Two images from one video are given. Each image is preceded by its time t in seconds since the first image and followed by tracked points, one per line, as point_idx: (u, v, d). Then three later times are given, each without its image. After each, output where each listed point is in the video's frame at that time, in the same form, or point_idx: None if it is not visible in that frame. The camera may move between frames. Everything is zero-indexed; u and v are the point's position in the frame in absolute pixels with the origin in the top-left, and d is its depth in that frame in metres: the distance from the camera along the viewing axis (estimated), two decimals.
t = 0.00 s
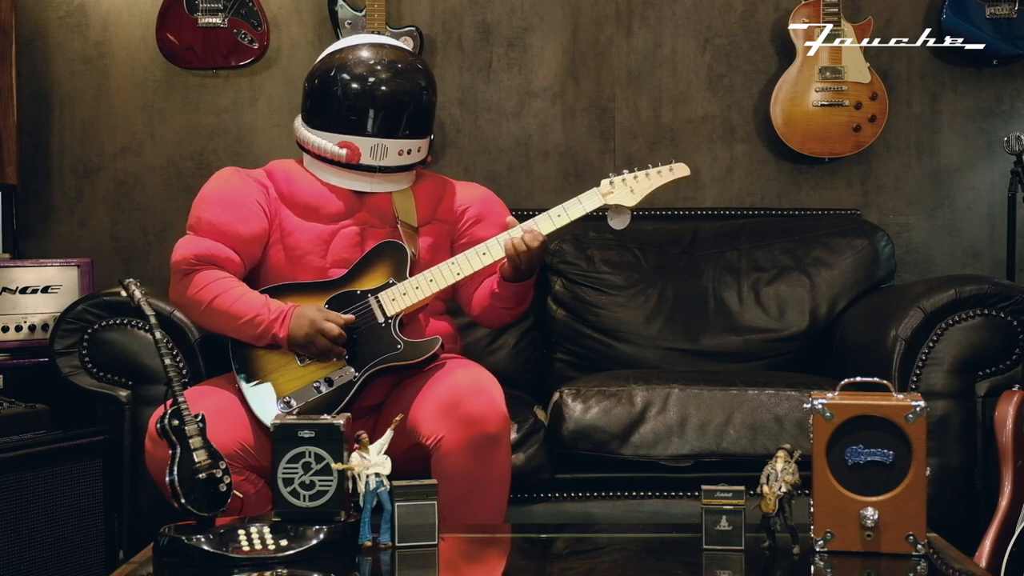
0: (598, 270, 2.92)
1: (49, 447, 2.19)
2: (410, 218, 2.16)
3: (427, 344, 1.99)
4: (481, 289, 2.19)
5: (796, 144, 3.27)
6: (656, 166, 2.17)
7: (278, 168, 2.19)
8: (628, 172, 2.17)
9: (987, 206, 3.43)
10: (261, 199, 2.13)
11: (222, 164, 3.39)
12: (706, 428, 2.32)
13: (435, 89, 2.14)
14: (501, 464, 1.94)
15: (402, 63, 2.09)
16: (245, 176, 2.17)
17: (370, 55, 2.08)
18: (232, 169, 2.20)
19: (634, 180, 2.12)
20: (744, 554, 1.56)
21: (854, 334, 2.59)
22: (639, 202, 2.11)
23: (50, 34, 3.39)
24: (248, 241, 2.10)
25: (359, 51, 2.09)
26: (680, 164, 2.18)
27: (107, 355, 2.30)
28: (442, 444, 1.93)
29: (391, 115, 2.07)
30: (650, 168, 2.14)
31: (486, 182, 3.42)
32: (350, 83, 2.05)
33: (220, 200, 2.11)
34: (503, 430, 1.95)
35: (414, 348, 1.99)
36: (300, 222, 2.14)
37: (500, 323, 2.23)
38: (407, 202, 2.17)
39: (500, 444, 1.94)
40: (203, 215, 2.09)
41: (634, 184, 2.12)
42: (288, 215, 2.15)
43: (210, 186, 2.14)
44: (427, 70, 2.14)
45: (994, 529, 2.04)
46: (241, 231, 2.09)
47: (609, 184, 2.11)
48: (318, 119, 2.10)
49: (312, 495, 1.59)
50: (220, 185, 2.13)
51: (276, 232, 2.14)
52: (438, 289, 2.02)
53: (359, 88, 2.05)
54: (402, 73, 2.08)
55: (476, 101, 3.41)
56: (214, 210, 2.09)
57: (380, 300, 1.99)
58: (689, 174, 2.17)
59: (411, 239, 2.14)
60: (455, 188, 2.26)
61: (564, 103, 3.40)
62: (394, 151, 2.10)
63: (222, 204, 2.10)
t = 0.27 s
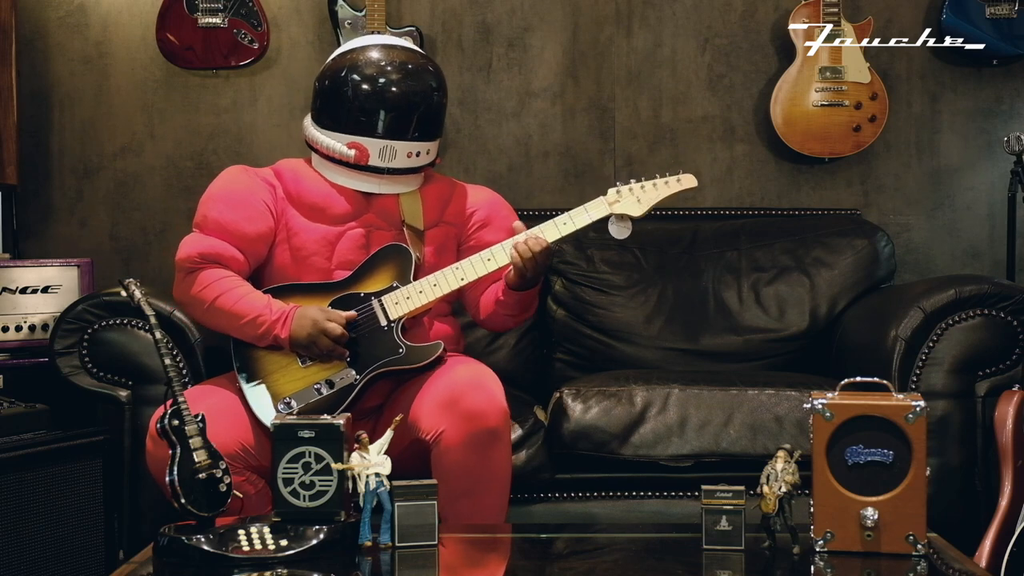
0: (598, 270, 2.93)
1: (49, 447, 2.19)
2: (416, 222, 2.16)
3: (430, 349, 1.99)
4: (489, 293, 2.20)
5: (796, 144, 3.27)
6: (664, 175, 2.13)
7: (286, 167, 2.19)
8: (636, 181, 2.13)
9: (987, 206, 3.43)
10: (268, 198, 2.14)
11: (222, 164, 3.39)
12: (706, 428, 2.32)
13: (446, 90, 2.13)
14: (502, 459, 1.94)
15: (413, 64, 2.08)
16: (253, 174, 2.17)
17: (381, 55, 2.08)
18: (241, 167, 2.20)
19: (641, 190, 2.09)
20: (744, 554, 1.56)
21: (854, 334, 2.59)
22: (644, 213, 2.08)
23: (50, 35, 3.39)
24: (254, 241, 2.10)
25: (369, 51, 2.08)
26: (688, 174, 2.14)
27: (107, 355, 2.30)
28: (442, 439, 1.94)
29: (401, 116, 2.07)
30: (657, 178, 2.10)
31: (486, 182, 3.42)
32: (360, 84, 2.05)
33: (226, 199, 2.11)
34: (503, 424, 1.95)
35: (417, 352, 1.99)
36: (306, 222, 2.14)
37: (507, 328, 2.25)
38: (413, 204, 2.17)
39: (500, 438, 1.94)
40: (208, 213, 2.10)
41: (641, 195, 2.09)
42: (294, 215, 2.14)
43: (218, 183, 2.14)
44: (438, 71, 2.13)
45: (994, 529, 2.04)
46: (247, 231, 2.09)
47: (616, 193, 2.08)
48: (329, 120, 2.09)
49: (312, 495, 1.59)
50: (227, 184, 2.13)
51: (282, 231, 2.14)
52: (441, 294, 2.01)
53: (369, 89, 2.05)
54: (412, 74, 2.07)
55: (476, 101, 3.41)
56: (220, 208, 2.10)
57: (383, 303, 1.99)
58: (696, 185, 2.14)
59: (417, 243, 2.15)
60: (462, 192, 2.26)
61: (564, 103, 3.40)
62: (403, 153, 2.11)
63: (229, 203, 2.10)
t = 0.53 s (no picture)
0: (598, 270, 2.94)
1: (49, 447, 2.19)
2: (420, 223, 2.16)
3: (432, 350, 2.00)
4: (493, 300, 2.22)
5: (796, 144, 3.27)
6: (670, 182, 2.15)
7: (291, 165, 2.19)
8: (641, 188, 2.16)
9: (987, 206, 3.43)
10: (273, 196, 2.13)
11: (222, 164, 3.39)
12: (706, 428, 2.32)
13: (454, 90, 2.13)
14: (503, 464, 1.95)
15: (421, 63, 2.08)
16: (259, 173, 2.17)
17: (389, 54, 2.08)
18: (247, 164, 2.20)
19: (646, 195, 2.11)
20: (744, 554, 1.56)
21: (854, 334, 2.59)
22: (649, 218, 2.10)
23: (50, 35, 3.39)
24: (258, 239, 2.10)
25: (377, 51, 2.08)
26: (693, 181, 2.15)
27: (107, 355, 2.30)
28: (442, 444, 1.94)
29: (408, 115, 2.07)
30: (662, 185, 2.13)
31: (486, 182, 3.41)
32: (368, 83, 2.05)
33: (230, 196, 2.11)
34: (505, 429, 1.95)
35: (417, 356, 1.99)
36: (311, 222, 2.14)
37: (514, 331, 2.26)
38: (418, 205, 2.16)
39: (501, 444, 1.94)
40: (213, 211, 2.10)
41: (645, 201, 2.11)
42: (299, 214, 2.14)
43: (223, 181, 2.14)
44: (446, 71, 2.13)
45: (994, 529, 2.04)
46: (251, 229, 2.09)
47: (621, 198, 2.09)
48: (336, 118, 2.09)
49: (312, 495, 1.59)
50: (233, 181, 2.13)
51: (287, 230, 2.14)
52: (444, 296, 2.01)
53: (377, 88, 2.05)
54: (420, 74, 2.07)
55: (476, 101, 3.41)
56: (224, 206, 2.10)
57: (385, 305, 1.99)
58: (701, 191, 2.15)
59: (420, 244, 2.14)
60: (469, 193, 2.26)
61: (564, 103, 3.40)
62: (409, 153, 2.10)
63: (233, 201, 2.10)
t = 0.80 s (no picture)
0: (598, 270, 2.94)
1: (50, 447, 2.19)
2: (426, 229, 2.17)
3: (432, 358, 1.99)
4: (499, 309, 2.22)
5: (796, 144, 3.27)
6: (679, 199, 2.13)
7: (299, 164, 2.19)
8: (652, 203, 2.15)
9: (987, 206, 3.43)
10: (279, 195, 2.13)
11: (222, 164, 3.39)
12: (706, 428, 2.32)
13: (466, 93, 2.12)
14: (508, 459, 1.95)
15: (433, 67, 2.07)
16: (266, 170, 2.17)
17: (401, 57, 2.07)
18: (255, 161, 2.20)
19: (654, 212, 2.10)
20: (744, 554, 1.56)
21: (854, 334, 2.59)
22: (655, 235, 2.09)
23: (50, 34, 3.39)
24: (263, 238, 2.10)
25: (390, 53, 2.07)
26: (702, 200, 2.11)
27: (107, 356, 2.30)
28: (447, 439, 1.94)
29: (420, 119, 2.06)
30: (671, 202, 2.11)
31: (486, 182, 3.41)
32: (380, 86, 2.04)
33: (237, 193, 2.11)
34: (510, 425, 1.96)
35: (417, 363, 1.99)
36: (316, 223, 2.13)
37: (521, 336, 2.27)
38: (425, 211, 2.18)
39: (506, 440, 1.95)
40: (218, 207, 2.10)
41: (652, 216, 2.10)
42: (304, 214, 2.14)
43: (231, 177, 2.14)
44: (459, 75, 2.12)
45: (994, 529, 2.04)
46: (256, 227, 2.09)
47: (628, 212, 2.09)
48: (347, 120, 2.09)
49: (312, 495, 1.59)
50: (241, 178, 2.13)
51: (292, 229, 2.14)
52: (446, 304, 2.01)
53: (389, 91, 2.04)
54: (433, 77, 2.07)
55: (476, 101, 3.41)
56: (230, 203, 2.09)
57: (387, 310, 1.98)
58: (709, 211, 2.11)
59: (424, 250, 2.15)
60: (476, 199, 2.26)
61: (564, 104, 3.40)
62: (419, 158, 2.10)
63: (239, 198, 2.10)
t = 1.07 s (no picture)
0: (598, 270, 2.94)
1: (50, 448, 2.20)
2: (431, 231, 2.17)
3: (431, 361, 1.99)
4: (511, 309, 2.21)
5: (796, 144, 3.27)
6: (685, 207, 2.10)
7: (305, 164, 2.19)
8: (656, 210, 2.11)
9: (987, 207, 3.43)
10: (284, 194, 2.13)
11: (222, 164, 3.39)
12: (706, 428, 2.32)
13: (475, 95, 2.12)
14: (509, 463, 1.95)
15: (442, 69, 2.08)
16: (273, 169, 2.17)
17: (410, 59, 2.07)
18: (261, 160, 2.20)
19: (660, 219, 2.06)
20: (744, 554, 1.56)
21: (854, 334, 2.59)
22: (661, 242, 2.05)
23: (50, 35, 3.39)
24: (267, 237, 2.10)
25: (399, 54, 2.08)
26: (709, 208, 2.08)
27: (107, 356, 2.30)
28: (450, 444, 1.94)
29: (428, 121, 2.06)
30: (677, 210, 2.08)
31: (486, 182, 3.41)
32: (389, 87, 2.04)
33: (241, 192, 2.11)
34: (511, 429, 1.96)
35: (418, 365, 1.98)
36: (320, 223, 2.13)
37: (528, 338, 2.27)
38: (431, 214, 2.17)
39: (508, 444, 1.95)
40: (223, 205, 2.10)
41: (658, 223, 2.06)
42: (309, 214, 2.14)
43: (236, 176, 2.14)
44: (468, 78, 2.12)
45: (994, 529, 2.04)
46: (260, 226, 2.09)
47: (634, 219, 2.05)
48: (355, 120, 2.09)
49: (312, 495, 1.59)
50: (246, 176, 2.13)
51: (296, 229, 2.14)
52: (449, 307, 2.00)
53: (398, 92, 2.04)
54: (442, 79, 2.07)
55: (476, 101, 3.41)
56: (235, 201, 2.09)
57: (389, 311, 1.98)
58: (715, 219, 2.07)
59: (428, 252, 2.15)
60: (482, 201, 2.26)
61: (564, 104, 3.40)
62: (426, 160, 2.10)
63: (243, 197, 2.10)
